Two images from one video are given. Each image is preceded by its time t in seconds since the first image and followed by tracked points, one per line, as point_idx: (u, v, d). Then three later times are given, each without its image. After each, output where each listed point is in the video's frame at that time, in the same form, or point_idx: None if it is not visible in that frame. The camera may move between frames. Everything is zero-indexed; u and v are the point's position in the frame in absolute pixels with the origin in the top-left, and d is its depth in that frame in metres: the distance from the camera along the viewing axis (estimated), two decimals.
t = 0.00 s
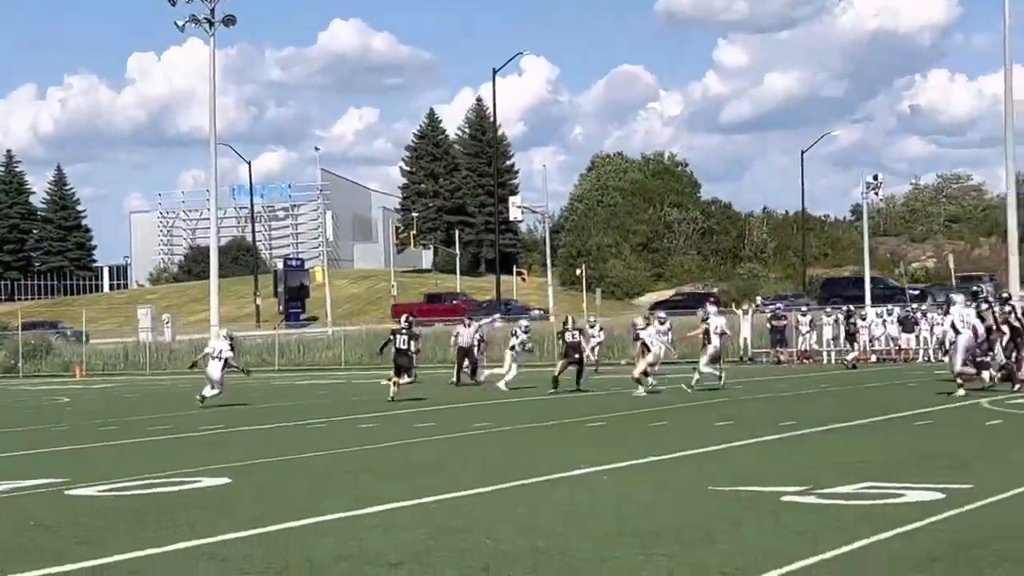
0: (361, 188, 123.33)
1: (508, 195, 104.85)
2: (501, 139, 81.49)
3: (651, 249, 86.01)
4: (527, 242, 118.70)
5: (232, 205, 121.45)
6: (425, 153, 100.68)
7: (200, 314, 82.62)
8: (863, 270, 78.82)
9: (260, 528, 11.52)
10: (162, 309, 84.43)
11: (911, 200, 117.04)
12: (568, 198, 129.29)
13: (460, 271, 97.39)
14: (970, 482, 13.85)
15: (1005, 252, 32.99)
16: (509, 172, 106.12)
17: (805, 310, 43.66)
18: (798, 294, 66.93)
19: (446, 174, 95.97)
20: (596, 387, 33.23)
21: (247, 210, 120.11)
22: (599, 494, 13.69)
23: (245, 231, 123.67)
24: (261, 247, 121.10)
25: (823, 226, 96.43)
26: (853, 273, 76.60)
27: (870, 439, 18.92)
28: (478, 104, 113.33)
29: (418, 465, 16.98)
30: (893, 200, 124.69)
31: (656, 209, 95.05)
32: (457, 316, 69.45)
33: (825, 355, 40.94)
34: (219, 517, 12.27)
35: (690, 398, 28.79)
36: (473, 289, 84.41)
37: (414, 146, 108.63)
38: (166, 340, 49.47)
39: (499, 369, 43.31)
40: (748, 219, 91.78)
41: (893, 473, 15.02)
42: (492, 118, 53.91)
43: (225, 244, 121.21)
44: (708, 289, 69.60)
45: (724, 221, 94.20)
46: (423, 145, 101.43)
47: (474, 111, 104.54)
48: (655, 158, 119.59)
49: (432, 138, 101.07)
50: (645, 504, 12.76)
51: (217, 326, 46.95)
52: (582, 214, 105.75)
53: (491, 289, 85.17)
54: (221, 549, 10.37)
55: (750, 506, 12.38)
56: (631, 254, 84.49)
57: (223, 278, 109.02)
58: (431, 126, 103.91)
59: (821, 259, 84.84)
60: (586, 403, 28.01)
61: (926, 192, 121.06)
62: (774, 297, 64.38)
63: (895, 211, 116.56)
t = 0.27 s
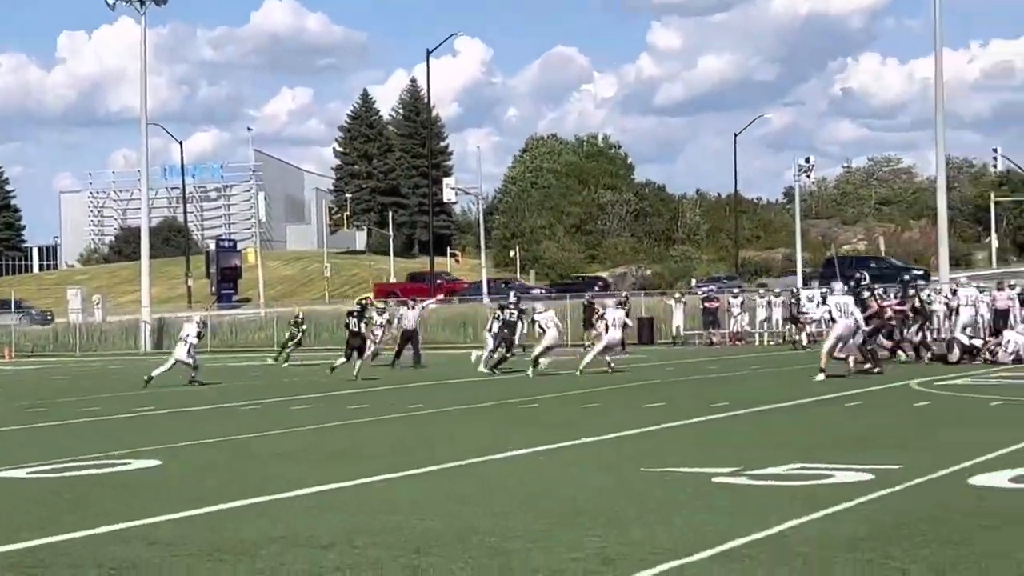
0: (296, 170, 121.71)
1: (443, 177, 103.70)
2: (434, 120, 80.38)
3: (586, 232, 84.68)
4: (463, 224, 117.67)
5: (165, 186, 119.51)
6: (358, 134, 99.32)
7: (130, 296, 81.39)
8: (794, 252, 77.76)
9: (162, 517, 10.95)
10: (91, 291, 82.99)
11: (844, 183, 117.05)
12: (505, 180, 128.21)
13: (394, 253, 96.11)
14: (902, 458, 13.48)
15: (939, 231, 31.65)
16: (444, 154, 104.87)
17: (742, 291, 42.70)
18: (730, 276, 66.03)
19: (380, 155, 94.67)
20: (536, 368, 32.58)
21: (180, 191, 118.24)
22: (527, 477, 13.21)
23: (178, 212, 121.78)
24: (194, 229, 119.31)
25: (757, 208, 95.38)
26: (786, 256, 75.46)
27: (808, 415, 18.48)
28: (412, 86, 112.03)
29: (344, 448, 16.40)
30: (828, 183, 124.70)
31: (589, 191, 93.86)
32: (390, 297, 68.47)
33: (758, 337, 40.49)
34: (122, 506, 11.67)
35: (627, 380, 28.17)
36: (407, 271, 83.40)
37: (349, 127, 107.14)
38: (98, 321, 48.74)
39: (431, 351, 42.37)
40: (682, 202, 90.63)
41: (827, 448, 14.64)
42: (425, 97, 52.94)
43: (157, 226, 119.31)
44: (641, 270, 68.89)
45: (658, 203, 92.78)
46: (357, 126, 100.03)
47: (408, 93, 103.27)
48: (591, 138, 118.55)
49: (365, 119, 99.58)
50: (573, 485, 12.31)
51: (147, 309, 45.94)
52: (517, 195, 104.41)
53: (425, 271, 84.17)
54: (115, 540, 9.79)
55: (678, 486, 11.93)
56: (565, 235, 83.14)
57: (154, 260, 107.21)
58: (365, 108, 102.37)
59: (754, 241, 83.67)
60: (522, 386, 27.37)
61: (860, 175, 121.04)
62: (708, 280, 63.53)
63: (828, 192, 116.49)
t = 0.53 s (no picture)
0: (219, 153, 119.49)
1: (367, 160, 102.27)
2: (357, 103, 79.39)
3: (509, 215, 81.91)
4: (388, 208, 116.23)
5: (87, 168, 117.15)
6: (281, 117, 98.00)
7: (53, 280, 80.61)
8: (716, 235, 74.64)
9: (140, 490, 10.73)
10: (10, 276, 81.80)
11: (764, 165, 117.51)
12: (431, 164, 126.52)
13: (318, 237, 94.23)
14: (870, 416, 13.56)
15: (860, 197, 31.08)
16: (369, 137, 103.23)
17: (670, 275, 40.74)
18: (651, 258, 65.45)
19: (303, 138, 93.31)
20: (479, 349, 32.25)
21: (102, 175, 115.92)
22: (500, 442, 13.14)
23: (100, 195, 119.38)
24: (117, 212, 116.99)
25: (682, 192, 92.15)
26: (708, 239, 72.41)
27: (762, 383, 18.41)
28: (337, 69, 110.47)
29: (305, 421, 16.18)
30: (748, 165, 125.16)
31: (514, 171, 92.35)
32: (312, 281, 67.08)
33: (680, 321, 38.03)
34: (92, 479, 11.40)
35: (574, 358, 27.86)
36: (331, 255, 82.05)
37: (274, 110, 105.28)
38: (15, 307, 48.85)
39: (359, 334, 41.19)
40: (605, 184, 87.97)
41: (790, 409, 14.67)
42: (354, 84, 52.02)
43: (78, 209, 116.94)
44: (563, 254, 67.82)
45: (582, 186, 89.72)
46: (280, 109, 98.47)
47: (332, 76, 101.94)
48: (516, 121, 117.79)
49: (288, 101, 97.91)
50: (550, 450, 12.23)
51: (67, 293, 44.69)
52: (441, 178, 102.22)
53: (348, 254, 82.79)
54: (97, 514, 9.57)
55: (639, 457, 11.35)
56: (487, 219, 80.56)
57: (74, 244, 105.00)
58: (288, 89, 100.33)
59: (678, 225, 80.35)
60: (467, 363, 27.06)
61: (780, 157, 121.68)
62: (632, 263, 62.08)
63: (750, 176, 116.06)
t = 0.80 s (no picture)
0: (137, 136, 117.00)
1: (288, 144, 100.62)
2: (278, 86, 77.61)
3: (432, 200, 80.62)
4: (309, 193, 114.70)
5: None
6: (201, 101, 95.79)
7: None
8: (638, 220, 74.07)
9: (59, 477, 10.39)
10: None
11: (685, 150, 117.99)
12: (352, 148, 125.14)
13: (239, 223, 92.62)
14: (790, 397, 13.60)
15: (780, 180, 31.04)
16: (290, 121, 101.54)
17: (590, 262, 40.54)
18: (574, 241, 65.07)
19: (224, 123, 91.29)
20: (402, 335, 31.79)
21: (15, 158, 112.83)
22: (423, 427, 12.94)
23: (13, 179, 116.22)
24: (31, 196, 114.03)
25: (604, 177, 91.74)
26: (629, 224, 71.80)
27: (684, 366, 18.39)
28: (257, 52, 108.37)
29: (225, 407, 15.80)
30: (669, 149, 125.53)
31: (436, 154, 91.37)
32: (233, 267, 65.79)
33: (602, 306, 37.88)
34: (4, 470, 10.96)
35: (498, 343, 27.56)
36: (252, 241, 80.64)
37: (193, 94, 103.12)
38: None
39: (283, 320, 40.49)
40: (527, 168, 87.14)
41: (712, 392, 14.65)
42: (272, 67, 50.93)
43: None
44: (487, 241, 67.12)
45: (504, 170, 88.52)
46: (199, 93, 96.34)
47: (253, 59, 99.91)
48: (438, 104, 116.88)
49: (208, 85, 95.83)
50: (472, 435, 12.07)
51: None
52: (363, 162, 100.88)
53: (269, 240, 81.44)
54: (12, 504, 9.21)
55: (561, 442, 11.24)
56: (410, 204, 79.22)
57: None
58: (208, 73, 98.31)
59: (599, 210, 79.77)
60: (390, 348, 26.62)
61: (700, 141, 122.20)
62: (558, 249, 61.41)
63: (671, 160, 116.46)
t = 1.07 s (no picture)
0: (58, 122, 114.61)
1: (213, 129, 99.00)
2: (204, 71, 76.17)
3: (359, 186, 79.09)
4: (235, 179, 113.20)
5: None
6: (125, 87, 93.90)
7: None
8: (566, 205, 73.72)
9: None
10: None
11: (612, 135, 118.18)
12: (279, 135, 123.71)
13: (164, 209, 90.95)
14: (718, 381, 13.61)
15: (708, 166, 31.04)
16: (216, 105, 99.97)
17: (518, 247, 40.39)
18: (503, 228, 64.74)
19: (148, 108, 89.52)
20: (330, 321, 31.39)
21: None
22: (351, 414, 12.75)
23: None
24: None
25: (531, 163, 91.51)
26: (559, 210, 71.54)
27: (610, 352, 18.33)
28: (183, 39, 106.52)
29: (151, 395, 15.42)
30: (597, 134, 125.57)
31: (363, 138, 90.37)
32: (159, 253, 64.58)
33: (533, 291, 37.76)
34: None
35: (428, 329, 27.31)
36: (178, 228, 79.28)
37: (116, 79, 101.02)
38: None
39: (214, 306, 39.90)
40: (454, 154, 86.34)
41: (641, 377, 14.62)
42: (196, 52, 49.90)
43: None
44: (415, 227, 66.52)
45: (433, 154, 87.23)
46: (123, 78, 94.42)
47: (177, 44, 98.11)
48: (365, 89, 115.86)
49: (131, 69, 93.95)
50: (400, 421, 11.91)
51: None
52: (290, 149, 99.44)
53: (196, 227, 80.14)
54: None
55: (486, 429, 11.11)
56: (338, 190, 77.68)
57: None
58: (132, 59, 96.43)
59: (527, 196, 79.43)
60: (319, 335, 26.24)
61: (627, 126, 122.40)
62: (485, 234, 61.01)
63: (598, 146, 116.62)
